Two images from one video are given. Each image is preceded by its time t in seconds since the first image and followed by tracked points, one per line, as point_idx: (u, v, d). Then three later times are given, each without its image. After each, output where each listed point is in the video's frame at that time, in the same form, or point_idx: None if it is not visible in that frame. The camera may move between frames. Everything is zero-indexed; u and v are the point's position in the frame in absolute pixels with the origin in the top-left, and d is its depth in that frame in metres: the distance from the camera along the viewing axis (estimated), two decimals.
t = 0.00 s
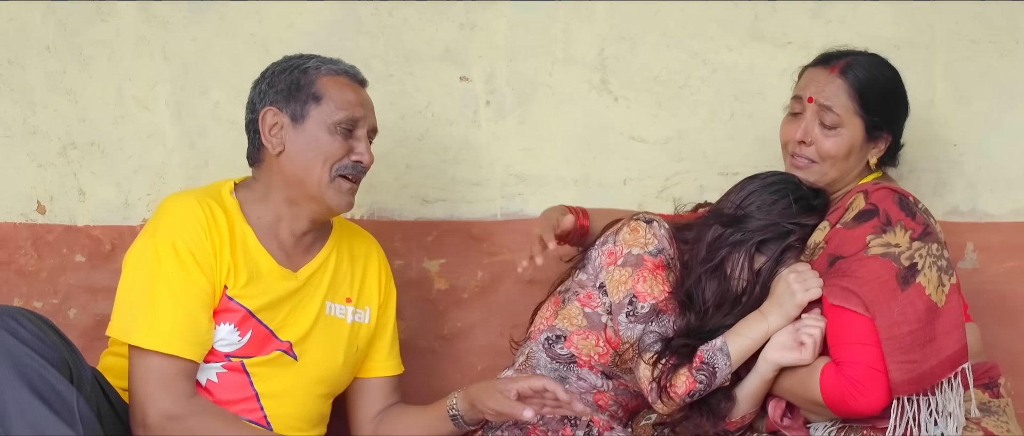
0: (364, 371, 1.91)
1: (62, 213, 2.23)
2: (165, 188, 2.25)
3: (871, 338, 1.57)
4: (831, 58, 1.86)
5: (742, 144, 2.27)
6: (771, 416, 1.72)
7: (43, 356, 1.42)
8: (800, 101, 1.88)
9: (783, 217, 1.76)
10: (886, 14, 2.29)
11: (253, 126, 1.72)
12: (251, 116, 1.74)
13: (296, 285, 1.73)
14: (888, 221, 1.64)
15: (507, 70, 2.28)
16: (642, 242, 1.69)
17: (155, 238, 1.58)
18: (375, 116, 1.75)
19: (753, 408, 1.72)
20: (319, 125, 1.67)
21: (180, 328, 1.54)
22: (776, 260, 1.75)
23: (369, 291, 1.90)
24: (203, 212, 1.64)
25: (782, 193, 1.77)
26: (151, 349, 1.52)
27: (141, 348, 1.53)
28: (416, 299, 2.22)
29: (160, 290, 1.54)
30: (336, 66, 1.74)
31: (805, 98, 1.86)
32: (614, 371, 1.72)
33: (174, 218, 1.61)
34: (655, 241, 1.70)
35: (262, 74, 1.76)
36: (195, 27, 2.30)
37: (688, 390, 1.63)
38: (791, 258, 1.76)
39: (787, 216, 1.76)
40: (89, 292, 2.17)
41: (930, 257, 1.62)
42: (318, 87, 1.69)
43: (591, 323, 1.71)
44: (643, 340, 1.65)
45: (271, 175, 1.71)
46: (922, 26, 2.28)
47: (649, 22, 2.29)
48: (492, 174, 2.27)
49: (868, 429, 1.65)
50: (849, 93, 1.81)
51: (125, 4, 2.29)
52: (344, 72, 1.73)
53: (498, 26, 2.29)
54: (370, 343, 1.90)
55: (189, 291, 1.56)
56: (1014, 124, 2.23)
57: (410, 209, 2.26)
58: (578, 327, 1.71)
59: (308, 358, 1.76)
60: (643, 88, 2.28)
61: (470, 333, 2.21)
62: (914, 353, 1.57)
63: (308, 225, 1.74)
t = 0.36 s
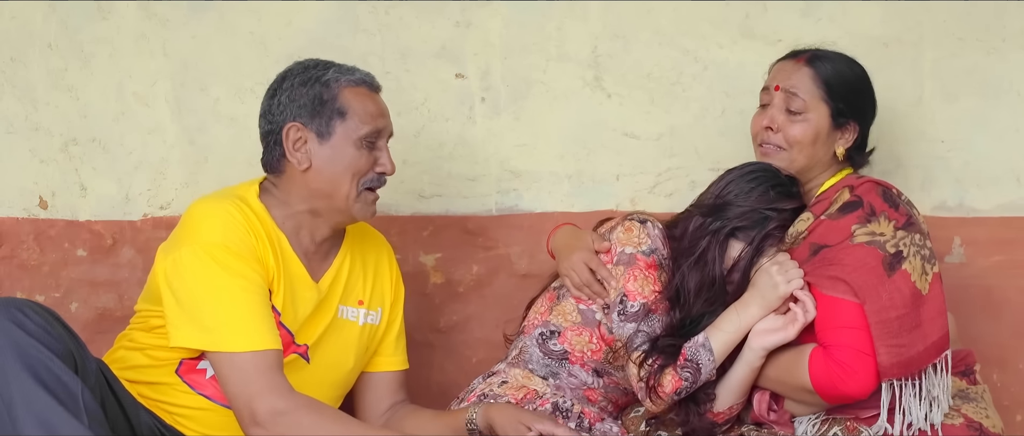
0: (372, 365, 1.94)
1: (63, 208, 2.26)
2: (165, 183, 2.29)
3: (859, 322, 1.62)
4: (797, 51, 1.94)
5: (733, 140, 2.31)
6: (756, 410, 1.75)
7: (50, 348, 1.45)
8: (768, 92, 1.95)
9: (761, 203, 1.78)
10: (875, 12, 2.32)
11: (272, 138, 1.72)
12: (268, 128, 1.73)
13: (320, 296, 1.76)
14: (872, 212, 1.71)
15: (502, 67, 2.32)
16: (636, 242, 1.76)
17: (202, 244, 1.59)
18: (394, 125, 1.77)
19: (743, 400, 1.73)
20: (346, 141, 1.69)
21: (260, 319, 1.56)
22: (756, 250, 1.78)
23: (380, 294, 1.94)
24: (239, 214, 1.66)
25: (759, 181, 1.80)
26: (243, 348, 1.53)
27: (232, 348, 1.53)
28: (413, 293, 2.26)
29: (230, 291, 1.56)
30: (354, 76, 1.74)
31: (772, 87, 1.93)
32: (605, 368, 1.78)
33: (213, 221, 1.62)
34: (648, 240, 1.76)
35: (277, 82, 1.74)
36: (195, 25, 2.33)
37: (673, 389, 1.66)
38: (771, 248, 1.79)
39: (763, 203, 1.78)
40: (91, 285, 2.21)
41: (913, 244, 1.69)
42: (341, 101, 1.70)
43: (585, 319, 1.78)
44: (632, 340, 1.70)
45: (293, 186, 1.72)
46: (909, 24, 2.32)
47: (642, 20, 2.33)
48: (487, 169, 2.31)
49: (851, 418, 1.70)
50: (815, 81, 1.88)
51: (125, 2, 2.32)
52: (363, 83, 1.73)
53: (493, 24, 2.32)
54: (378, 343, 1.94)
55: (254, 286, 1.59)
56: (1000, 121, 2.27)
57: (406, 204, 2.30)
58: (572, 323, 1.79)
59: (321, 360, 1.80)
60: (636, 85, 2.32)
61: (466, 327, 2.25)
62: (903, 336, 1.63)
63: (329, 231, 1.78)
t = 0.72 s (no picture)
0: (370, 362, 1.97)
1: (62, 204, 2.29)
2: (163, 180, 2.32)
3: (846, 318, 1.65)
4: (754, 58, 1.99)
5: (722, 138, 2.34)
6: (745, 406, 1.78)
7: (58, 339, 1.48)
8: (733, 107, 2.01)
9: (752, 202, 1.83)
10: (862, 12, 2.36)
11: (272, 136, 1.75)
12: (268, 126, 1.76)
13: (317, 292, 1.80)
14: (856, 211, 1.73)
15: (495, 66, 2.35)
16: (631, 238, 1.79)
17: (201, 243, 1.62)
18: (391, 126, 1.80)
19: (732, 393, 1.74)
20: (343, 140, 1.72)
21: (257, 316, 1.59)
22: (750, 250, 1.81)
23: (380, 292, 1.97)
24: (238, 214, 1.69)
25: (749, 182, 1.84)
26: (242, 344, 1.57)
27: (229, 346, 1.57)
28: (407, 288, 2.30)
29: (229, 290, 1.59)
30: (354, 77, 1.77)
31: (735, 103, 2.00)
32: (598, 362, 1.82)
33: (214, 221, 1.65)
34: (644, 237, 1.80)
35: (278, 82, 1.78)
36: (192, 24, 2.36)
37: (666, 386, 1.69)
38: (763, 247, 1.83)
39: (754, 202, 1.82)
40: (89, 281, 2.24)
41: (897, 241, 1.71)
42: (340, 101, 1.73)
43: (579, 314, 1.82)
44: (627, 336, 1.74)
45: (292, 183, 1.75)
46: (896, 24, 2.35)
47: (633, 19, 2.36)
48: (480, 167, 2.34)
49: (837, 412, 1.72)
50: (775, 87, 1.93)
51: (123, 2, 2.35)
52: (363, 84, 1.76)
53: (485, 23, 2.36)
54: (377, 339, 1.97)
55: (251, 285, 1.62)
56: (986, 119, 2.30)
57: (400, 200, 2.33)
58: (566, 317, 1.83)
59: (319, 355, 1.84)
60: (627, 84, 2.35)
61: (459, 321, 2.29)
62: (888, 332, 1.65)
63: (325, 231, 1.81)
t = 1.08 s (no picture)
0: (366, 353, 2.01)
1: (68, 203, 2.32)
2: (167, 179, 2.35)
3: (836, 313, 1.69)
4: (709, 82, 2.07)
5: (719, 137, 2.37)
6: (742, 404, 1.81)
7: (61, 338, 1.52)
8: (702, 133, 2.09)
9: (746, 205, 1.85)
10: (858, 13, 2.39)
11: (261, 131, 1.79)
12: (258, 121, 1.80)
13: (313, 284, 1.84)
14: (841, 208, 1.77)
15: (495, 67, 2.38)
16: (625, 235, 1.82)
17: (198, 239, 1.65)
18: (379, 122, 1.83)
19: (728, 389, 1.77)
20: (330, 136, 1.75)
21: (255, 308, 1.62)
22: (745, 250, 1.84)
23: (373, 282, 2.00)
24: (232, 210, 1.73)
25: (742, 185, 1.86)
26: (242, 335, 1.60)
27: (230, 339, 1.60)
28: (408, 286, 2.33)
29: (223, 284, 1.62)
30: (342, 74, 1.80)
31: (701, 129, 2.07)
32: (594, 357, 1.86)
33: (206, 218, 1.69)
34: (637, 234, 1.83)
35: (267, 79, 1.81)
36: (196, 25, 2.39)
37: (659, 381, 1.73)
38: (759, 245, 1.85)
39: (746, 204, 1.84)
40: (95, 279, 2.27)
41: (883, 236, 1.74)
42: (327, 98, 1.76)
43: (574, 310, 1.85)
44: (621, 331, 1.77)
45: (281, 178, 1.79)
46: (891, 24, 2.38)
47: (631, 19, 2.39)
48: (481, 166, 2.37)
49: (833, 409, 1.75)
50: (730, 107, 1.99)
51: (128, 3, 2.38)
52: (350, 81, 1.80)
53: (486, 24, 2.39)
54: (371, 331, 2.00)
55: (248, 278, 1.65)
56: (979, 119, 2.34)
57: (402, 199, 2.37)
58: (562, 313, 1.85)
59: (317, 346, 1.87)
60: (626, 84, 2.38)
61: (460, 319, 2.32)
62: (876, 326, 1.68)
63: (316, 224, 1.85)
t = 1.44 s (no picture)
0: (367, 341, 2.03)
1: (80, 200, 2.35)
2: (178, 176, 2.38)
3: (836, 306, 1.72)
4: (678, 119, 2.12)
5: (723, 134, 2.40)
6: (746, 398, 1.84)
7: (72, 333, 1.52)
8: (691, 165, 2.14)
9: (748, 204, 1.87)
10: (860, 11, 2.41)
11: (255, 122, 1.82)
12: (251, 112, 1.83)
13: (311, 270, 1.87)
14: (838, 204, 1.79)
15: (502, 65, 2.41)
16: (635, 237, 1.85)
17: (198, 228, 1.68)
18: (370, 111, 1.86)
19: (733, 383, 1.80)
20: (321, 124, 1.79)
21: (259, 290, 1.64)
22: (750, 251, 1.86)
23: (370, 270, 2.03)
24: (230, 198, 1.77)
25: (744, 185, 1.89)
26: (246, 319, 1.61)
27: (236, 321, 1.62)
28: (415, 281, 2.35)
29: (226, 268, 1.65)
30: (333, 64, 1.83)
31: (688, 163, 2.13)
32: (599, 355, 1.87)
33: (205, 207, 1.72)
34: (647, 237, 1.85)
35: (260, 71, 1.85)
36: (206, 24, 2.42)
37: (663, 382, 1.76)
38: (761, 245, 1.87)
39: (749, 205, 1.87)
40: (107, 274, 2.30)
41: (879, 230, 1.76)
42: (318, 87, 1.79)
43: (582, 308, 1.87)
44: (627, 332, 1.80)
45: (275, 166, 1.83)
46: (893, 23, 2.41)
47: (636, 18, 2.42)
48: (487, 163, 2.40)
49: (836, 402, 1.79)
50: (706, 138, 2.03)
51: (139, 2, 2.41)
52: (340, 71, 1.83)
53: (492, 23, 2.41)
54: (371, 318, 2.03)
55: (249, 262, 1.68)
56: (980, 116, 2.36)
57: (409, 195, 2.39)
58: (569, 311, 1.87)
59: (319, 332, 1.90)
60: (630, 82, 2.41)
61: (466, 314, 2.35)
62: (875, 318, 1.71)
63: (313, 212, 1.88)
